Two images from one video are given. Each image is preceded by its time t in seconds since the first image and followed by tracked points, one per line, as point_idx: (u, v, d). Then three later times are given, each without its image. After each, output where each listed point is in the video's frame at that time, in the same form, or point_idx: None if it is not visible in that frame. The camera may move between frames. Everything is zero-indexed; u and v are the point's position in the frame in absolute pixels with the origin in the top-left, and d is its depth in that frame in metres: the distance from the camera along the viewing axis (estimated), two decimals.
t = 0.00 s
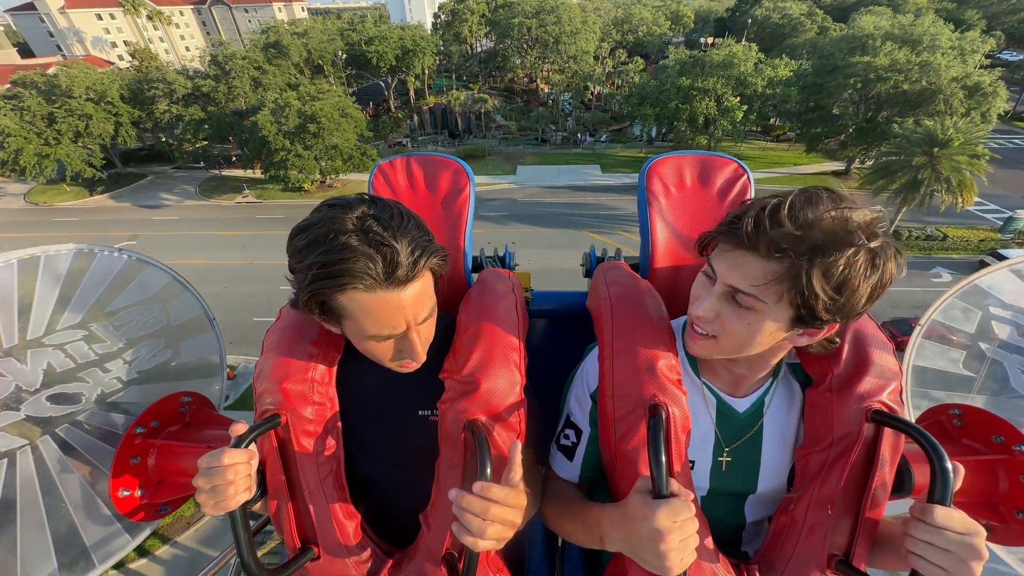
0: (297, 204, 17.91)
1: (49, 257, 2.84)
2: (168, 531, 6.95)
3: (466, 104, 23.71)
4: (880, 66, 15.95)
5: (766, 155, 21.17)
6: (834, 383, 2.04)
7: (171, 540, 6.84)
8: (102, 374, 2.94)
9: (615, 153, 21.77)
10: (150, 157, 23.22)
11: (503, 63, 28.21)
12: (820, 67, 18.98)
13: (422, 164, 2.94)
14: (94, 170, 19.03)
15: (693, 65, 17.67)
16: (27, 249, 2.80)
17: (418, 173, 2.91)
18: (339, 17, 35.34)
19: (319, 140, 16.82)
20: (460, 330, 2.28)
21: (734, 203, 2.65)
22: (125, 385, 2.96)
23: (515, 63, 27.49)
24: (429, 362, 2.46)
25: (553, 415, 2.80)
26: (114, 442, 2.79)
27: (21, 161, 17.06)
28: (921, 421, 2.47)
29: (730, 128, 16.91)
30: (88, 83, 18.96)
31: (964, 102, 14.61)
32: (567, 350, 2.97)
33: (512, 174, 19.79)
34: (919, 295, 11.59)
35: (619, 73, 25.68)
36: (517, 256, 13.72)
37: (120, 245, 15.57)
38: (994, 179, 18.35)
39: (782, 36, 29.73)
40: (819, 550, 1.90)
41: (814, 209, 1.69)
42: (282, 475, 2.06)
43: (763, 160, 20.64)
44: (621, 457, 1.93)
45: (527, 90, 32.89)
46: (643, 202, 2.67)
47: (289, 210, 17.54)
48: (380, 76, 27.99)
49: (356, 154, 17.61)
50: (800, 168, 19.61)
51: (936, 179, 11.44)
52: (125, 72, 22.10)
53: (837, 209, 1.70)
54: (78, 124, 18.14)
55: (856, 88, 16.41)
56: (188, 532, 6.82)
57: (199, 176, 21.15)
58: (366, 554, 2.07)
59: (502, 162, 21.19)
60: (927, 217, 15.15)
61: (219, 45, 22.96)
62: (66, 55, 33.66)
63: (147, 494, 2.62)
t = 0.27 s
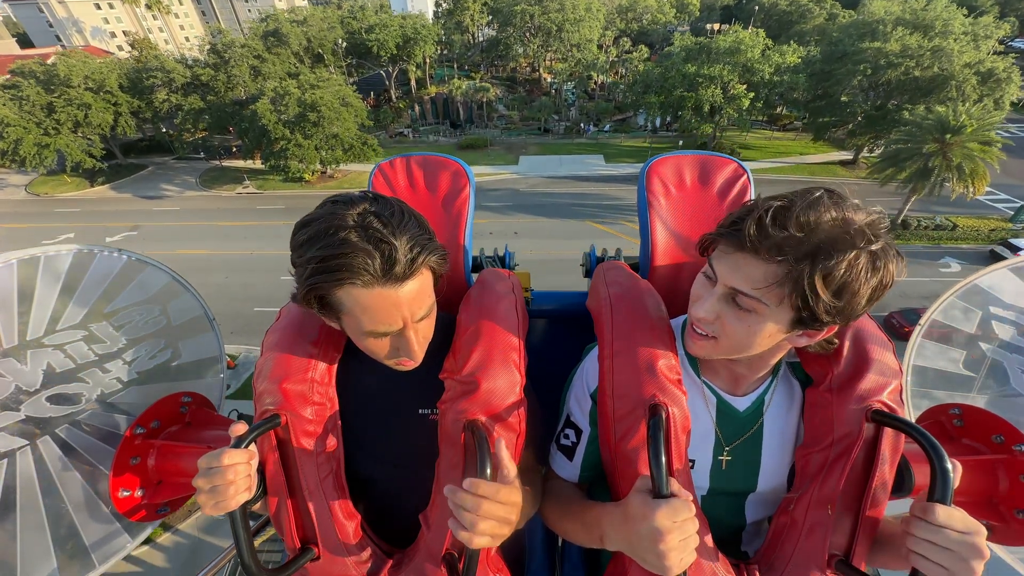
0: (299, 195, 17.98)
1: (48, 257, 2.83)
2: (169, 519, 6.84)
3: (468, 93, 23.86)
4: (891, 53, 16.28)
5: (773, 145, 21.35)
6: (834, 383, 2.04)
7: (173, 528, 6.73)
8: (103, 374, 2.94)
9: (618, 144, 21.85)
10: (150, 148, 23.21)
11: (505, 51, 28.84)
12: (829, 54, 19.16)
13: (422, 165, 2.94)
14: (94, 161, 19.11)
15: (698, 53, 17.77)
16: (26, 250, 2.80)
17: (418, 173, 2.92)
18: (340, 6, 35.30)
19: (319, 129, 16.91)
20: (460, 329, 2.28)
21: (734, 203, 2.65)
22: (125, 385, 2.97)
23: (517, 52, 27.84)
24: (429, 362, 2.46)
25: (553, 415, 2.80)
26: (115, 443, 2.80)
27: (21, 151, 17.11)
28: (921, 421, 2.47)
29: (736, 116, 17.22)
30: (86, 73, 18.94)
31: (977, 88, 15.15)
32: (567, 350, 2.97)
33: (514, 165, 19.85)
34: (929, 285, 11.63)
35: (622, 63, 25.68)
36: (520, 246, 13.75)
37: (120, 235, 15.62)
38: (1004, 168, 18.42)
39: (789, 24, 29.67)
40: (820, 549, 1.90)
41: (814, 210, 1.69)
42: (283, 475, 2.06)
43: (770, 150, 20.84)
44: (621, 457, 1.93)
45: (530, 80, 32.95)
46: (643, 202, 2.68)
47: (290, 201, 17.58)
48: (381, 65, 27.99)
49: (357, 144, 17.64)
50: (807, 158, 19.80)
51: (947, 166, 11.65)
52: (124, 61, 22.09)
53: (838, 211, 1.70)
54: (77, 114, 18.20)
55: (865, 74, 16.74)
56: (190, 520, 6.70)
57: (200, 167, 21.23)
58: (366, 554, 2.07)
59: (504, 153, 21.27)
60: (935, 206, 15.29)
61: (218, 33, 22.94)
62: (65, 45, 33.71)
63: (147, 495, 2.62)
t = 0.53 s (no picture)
0: (298, 192, 17.98)
1: (49, 257, 2.83)
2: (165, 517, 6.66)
3: (467, 90, 23.93)
4: (893, 45, 16.31)
5: (774, 140, 21.35)
6: (834, 383, 2.04)
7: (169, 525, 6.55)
8: (102, 374, 2.93)
9: (618, 140, 21.86)
10: (147, 146, 23.21)
11: (505, 48, 28.88)
12: (831, 48, 19.16)
13: (422, 164, 2.95)
14: (91, 158, 19.10)
15: (699, 46, 17.74)
16: (26, 249, 2.77)
17: (417, 173, 2.92)
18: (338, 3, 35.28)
19: (317, 125, 16.94)
20: (460, 329, 2.27)
21: (734, 203, 2.65)
22: (125, 385, 2.97)
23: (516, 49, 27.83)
24: (427, 363, 2.45)
25: (553, 415, 2.80)
26: (116, 443, 2.80)
27: (16, 148, 17.04)
28: (921, 421, 2.47)
29: (738, 109, 17.18)
30: (82, 70, 18.98)
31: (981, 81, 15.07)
32: (567, 350, 2.98)
33: (513, 161, 19.85)
34: (933, 278, 11.62)
35: (622, 59, 25.71)
36: (518, 241, 13.74)
37: (116, 232, 15.59)
38: (1007, 162, 18.40)
39: (790, 19, 29.70)
40: (819, 550, 1.90)
41: (810, 209, 1.69)
42: (282, 476, 2.07)
43: (771, 145, 20.86)
44: (621, 457, 1.92)
45: (529, 77, 32.99)
46: (644, 202, 2.68)
47: (289, 198, 17.57)
48: (380, 62, 27.96)
49: (355, 140, 17.64)
50: (808, 153, 19.78)
51: (951, 159, 11.75)
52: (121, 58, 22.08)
53: (834, 210, 1.70)
54: (73, 111, 18.22)
55: (867, 67, 16.74)
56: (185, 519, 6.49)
57: (197, 164, 21.26)
58: (366, 554, 2.07)
59: (504, 149, 21.28)
60: (937, 201, 15.30)
61: (215, 29, 22.94)
62: (62, 43, 33.67)
63: (147, 495, 2.62)
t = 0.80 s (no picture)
0: (296, 195, 17.99)
1: (49, 257, 2.83)
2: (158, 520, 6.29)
3: (464, 94, 24.03)
4: (889, 45, 16.33)
5: (772, 141, 21.44)
6: (834, 383, 2.04)
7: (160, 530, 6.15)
8: (102, 374, 2.92)
9: (616, 142, 21.92)
10: (144, 150, 23.28)
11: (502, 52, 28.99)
12: (826, 49, 19.24)
13: (422, 165, 2.95)
14: (87, 162, 19.08)
15: (695, 49, 17.80)
16: (26, 250, 2.78)
17: (418, 174, 2.92)
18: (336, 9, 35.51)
19: (314, 128, 16.98)
20: (460, 329, 2.27)
21: (734, 203, 2.65)
22: (125, 385, 2.96)
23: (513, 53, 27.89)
24: (427, 363, 2.45)
25: (553, 415, 2.79)
26: (116, 443, 2.79)
27: (12, 152, 17.01)
28: (921, 421, 2.47)
29: (735, 110, 17.21)
30: (78, 74, 19.14)
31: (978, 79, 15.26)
32: (567, 351, 2.98)
33: (511, 164, 19.90)
34: (933, 277, 11.63)
35: (619, 62, 25.83)
36: (516, 243, 13.74)
37: (112, 235, 15.55)
38: (1006, 162, 18.42)
39: (785, 23, 29.87)
40: (820, 550, 1.90)
41: (812, 208, 1.69)
42: (282, 476, 2.07)
43: (768, 146, 20.94)
44: (620, 457, 1.93)
45: (527, 81, 33.14)
46: (643, 201, 2.67)
47: (286, 201, 17.59)
48: (377, 67, 28.07)
49: (352, 143, 17.69)
50: (806, 154, 19.83)
51: (950, 157, 11.78)
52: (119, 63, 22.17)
53: (835, 209, 1.70)
54: (69, 115, 18.24)
55: (863, 68, 16.77)
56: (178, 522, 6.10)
57: (194, 169, 21.33)
58: (366, 554, 2.07)
59: (501, 152, 21.34)
60: (935, 200, 15.34)
61: (212, 34, 23.05)
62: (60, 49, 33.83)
63: (147, 494, 2.62)
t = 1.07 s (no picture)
0: (296, 200, 18.02)
1: (49, 257, 2.80)
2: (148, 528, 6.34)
3: (464, 101, 24.19)
4: (885, 51, 16.31)
5: (771, 148, 21.57)
6: (834, 383, 2.04)
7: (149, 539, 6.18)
8: (103, 374, 2.92)
9: (615, 148, 22.01)
10: (144, 158, 23.39)
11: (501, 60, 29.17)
12: (823, 56, 19.36)
13: (422, 164, 2.95)
14: (86, 169, 19.06)
15: (694, 55, 17.91)
16: (26, 249, 2.76)
17: (418, 174, 2.92)
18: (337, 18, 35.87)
19: (314, 133, 17.05)
20: (459, 329, 2.28)
21: (735, 202, 2.65)
22: (125, 385, 2.96)
23: (513, 61, 27.94)
24: (426, 365, 2.44)
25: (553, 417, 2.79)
26: (115, 443, 2.77)
27: (11, 158, 16.97)
28: (922, 422, 2.47)
29: (734, 115, 17.30)
30: (80, 81, 19.39)
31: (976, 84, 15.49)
32: (566, 351, 2.98)
33: (511, 169, 19.96)
34: (934, 279, 11.67)
35: (617, 70, 26.05)
36: (516, 247, 13.76)
37: (111, 241, 15.51)
38: (1006, 167, 18.45)
39: (781, 32, 29.88)
40: (819, 550, 1.90)
41: (811, 209, 1.70)
42: (282, 477, 2.07)
43: (767, 152, 21.09)
44: (620, 457, 1.93)
45: (526, 89, 33.37)
46: (643, 201, 2.68)
47: (285, 206, 17.61)
48: (377, 75, 28.26)
49: (351, 148, 17.79)
50: (805, 160, 19.92)
51: (950, 159, 11.79)
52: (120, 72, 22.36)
53: (834, 211, 1.70)
54: (70, 122, 18.26)
55: (861, 72, 16.78)
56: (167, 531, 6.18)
57: (194, 176, 21.41)
58: (366, 554, 2.07)
59: (501, 158, 21.42)
60: (935, 204, 15.41)
61: (213, 42, 23.26)
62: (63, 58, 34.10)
63: (147, 494, 2.62)
